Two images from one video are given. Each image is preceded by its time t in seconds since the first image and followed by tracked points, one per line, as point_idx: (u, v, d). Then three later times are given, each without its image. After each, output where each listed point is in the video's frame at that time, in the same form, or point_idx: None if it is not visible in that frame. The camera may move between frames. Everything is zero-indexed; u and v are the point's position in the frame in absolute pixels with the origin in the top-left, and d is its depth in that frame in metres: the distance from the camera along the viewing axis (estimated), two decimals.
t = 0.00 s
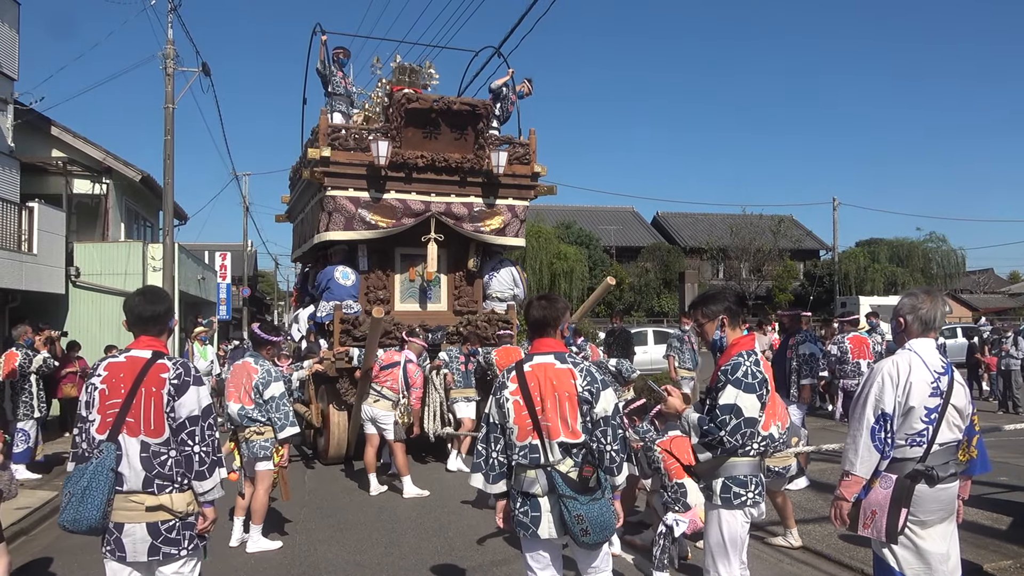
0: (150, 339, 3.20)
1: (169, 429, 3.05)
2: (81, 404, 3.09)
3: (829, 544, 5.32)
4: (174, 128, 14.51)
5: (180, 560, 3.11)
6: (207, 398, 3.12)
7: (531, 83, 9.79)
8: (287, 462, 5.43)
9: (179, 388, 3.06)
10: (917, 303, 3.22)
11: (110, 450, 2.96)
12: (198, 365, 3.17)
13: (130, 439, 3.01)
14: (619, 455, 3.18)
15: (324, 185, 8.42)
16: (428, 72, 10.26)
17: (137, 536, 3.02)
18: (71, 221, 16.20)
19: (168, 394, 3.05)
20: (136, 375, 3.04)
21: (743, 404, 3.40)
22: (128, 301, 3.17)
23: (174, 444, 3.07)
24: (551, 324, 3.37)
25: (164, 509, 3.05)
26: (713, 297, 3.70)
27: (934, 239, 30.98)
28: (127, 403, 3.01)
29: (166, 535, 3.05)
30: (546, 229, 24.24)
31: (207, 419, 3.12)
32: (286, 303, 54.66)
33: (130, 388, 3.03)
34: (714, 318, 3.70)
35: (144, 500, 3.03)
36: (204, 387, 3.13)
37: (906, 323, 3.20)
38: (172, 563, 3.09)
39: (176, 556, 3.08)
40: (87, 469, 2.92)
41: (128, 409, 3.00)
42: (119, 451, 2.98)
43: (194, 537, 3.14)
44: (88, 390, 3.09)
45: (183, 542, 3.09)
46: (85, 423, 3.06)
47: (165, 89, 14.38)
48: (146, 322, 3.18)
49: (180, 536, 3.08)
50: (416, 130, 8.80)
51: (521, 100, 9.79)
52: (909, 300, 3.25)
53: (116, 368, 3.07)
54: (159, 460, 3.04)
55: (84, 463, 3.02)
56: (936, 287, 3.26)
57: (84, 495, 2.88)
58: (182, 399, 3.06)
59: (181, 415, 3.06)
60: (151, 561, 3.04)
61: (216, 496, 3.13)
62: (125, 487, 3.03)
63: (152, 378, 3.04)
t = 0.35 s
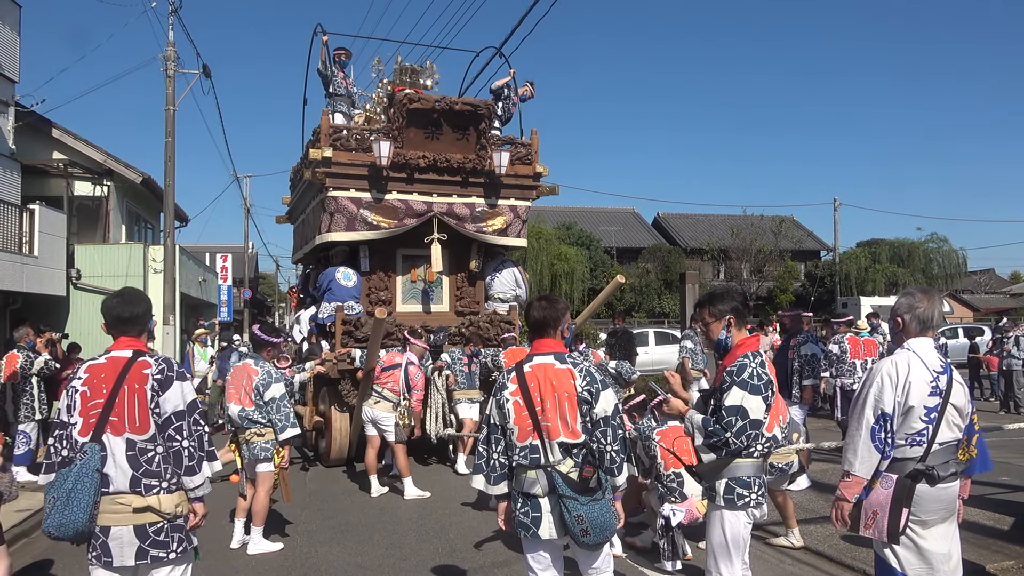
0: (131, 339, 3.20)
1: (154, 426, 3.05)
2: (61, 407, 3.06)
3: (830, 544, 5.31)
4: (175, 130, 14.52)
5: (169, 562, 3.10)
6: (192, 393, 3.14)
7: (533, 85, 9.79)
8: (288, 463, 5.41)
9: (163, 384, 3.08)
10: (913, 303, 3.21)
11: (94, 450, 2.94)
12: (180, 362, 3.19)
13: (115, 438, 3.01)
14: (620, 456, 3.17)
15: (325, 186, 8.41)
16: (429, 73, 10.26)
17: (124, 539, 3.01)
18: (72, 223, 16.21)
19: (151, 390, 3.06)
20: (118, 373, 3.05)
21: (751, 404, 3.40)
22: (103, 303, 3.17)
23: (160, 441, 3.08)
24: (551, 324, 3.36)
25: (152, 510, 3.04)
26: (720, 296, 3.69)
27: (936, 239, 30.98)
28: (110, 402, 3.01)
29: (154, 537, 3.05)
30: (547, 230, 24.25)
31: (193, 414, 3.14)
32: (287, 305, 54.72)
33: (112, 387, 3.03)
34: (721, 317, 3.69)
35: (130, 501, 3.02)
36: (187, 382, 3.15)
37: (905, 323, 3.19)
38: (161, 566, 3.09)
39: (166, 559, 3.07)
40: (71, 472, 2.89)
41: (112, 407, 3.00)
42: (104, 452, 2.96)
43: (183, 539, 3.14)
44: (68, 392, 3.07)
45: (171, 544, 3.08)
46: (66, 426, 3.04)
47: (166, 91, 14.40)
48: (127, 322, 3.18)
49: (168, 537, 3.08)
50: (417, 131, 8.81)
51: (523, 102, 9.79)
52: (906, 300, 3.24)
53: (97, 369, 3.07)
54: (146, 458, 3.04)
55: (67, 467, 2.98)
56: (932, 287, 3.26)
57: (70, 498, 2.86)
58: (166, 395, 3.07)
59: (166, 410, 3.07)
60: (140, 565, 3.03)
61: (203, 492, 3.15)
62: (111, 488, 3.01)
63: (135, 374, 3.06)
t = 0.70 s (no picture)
0: (128, 339, 3.19)
1: (153, 425, 3.05)
2: (59, 408, 3.05)
3: (831, 544, 5.31)
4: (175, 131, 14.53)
5: (171, 562, 3.09)
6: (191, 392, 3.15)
7: (535, 86, 9.79)
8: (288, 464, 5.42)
9: (162, 382, 3.08)
10: (915, 302, 3.20)
11: (93, 452, 2.93)
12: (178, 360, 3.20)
13: (114, 438, 2.99)
14: (621, 456, 3.15)
15: (327, 185, 8.40)
16: (430, 73, 10.25)
17: (125, 540, 3.01)
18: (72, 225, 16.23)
19: (150, 389, 3.06)
20: (116, 373, 3.03)
21: (752, 405, 3.39)
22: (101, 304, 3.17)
23: (159, 440, 3.07)
24: (552, 324, 3.36)
25: (152, 510, 3.04)
26: (722, 296, 3.68)
27: (936, 238, 30.98)
28: (109, 403, 2.99)
29: (156, 537, 3.05)
30: (547, 231, 24.27)
31: (192, 413, 3.15)
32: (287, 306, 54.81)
33: (110, 388, 3.01)
34: (723, 316, 3.69)
35: (130, 502, 3.01)
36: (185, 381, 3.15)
37: (907, 324, 3.18)
38: (164, 566, 3.08)
39: (168, 559, 3.07)
40: (70, 474, 2.88)
41: (110, 408, 2.99)
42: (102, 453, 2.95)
43: (187, 539, 3.12)
44: (66, 394, 3.05)
45: (174, 543, 3.08)
46: (64, 427, 3.02)
47: (166, 92, 14.39)
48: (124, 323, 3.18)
49: (171, 538, 3.07)
50: (419, 130, 8.82)
51: (525, 103, 9.80)
52: (909, 301, 3.23)
53: (93, 369, 3.05)
54: (145, 459, 3.03)
55: (66, 469, 2.96)
56: (935, 286, 3.25)
57: (70, 500, 2.85)
58: (166, 393, 3.08)
59: (166, 409, 3.08)
60: (143, 565, 3.04)
61: (204, 491, 3.15)
62: (111, 489, 3.00)
63: (133, 374, 3.05)
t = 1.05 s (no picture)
0: (151, 340, 3.15)
1: (168, 432, 3.00)
2: (81, 408, 3.04)
3: (827, 542, 5.33)
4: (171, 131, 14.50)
5: (183, 569, 3.05)
6: (209, 399, 3.07)
7: (534, 86, 9.78)
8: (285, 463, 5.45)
9: (180, 389, 3.01)
10: (912, 299, 3.21)
11: (108, 455, 2.93)
12: (199, 365, 3.12)
13: (129, 443, 2.96)
14: (618, 456, 3.14)
15: (325, 183, 8.39)
16: (428, 70, 10.25)
17: (138, 545, 2.99)
18: (68, 224, 16.21)
19: (167, 395, 2.99)
20: (135, 376, 2.99)
21: (748, 404, 3.40)
22: (126, 301, 3.12)
23: (174, 447, 3.02)
24: (550, 324, 3.36)
25: (163, 517, 3.00)
26: (718, 294, 3.70)
27: (932, 236, 31.04)
28: (125, 406, 2.96)
29: (167, 544, 3.02)
30: (544, 230, 24.27)
31: (209, 420, 3.08)
32: (283, 305, 54.76)
33: (129, 391, 2.98)
34: (719, 314, 3.70)
35: (143, 507, 2.99)
36: (204, 387, 3.08)
37: (904, 321, 3.19)
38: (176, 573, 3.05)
39: (179, 566, 3.04)
40: (87, 475, 2.93)
41: (127, 412, 2.96)
42: (118, 456, 2.95)
43: (200, 546, 3.08)
44: (87, 394, 3.03)
45: (186, 551, 3.05)
46: (84, 429, 3.01)
47: (162, 91, 14.36)
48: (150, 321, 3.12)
49: (182, 545, 3.04)
50: (419, 127, 8.78)
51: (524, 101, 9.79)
52: (906, 300, 3.24)
53: (114, 371, 3.01)
54: (158, 465, 2.99)
55: (85, 469, 2.98)
56: (932, 285, 3.26)
57: (85, 502, 2.90)
58: (182, 400, 3.00)
59: (183, 416, 3.01)
60: (155, 570, 3.02)
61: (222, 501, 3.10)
62: (125, 494, 2.99)
63: (151, 379, 3.00)
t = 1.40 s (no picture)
0: (190, 338, 3.06)
1: (194, 434, 2.90)
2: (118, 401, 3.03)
3: (824, 541, 5.35)
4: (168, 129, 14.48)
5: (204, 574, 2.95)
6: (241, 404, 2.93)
7: (536, 82, 9.79)
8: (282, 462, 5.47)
9: (210, 391, 2.90)
10: (908, 300, 3.22)
11: (137, 453, 2.87)
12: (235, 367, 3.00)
13: (156, 442, 2.89)
14: (616, 455, 3.15)
15: (326, 179, 8.38)
16: (428, 67, 10.24)
17: (161, 545, 2.91)
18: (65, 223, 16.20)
19: (197, 397, 2.89)
20: (168, 374, 2.92)
21: (745, 404, 3.42)
22: (172, 295, 3.05)
23: (201, 451, 2.91)
24: (548, 323, 3.36)
25: (186, 519, 2.91)
26: (717, 293, 3.71)
27: (929, 236, 31.11)
28: (156, 404, 2.88)
29: (190, 547, 2.91)
30: (541, 229, 24.28)
31: (240, 426, 2.93)
32: (281, 304, 54.73)
33: (160, 388, 2.90)
34: (718, 313, 3.71)
35: (167, 509, 2.91)
36: (237, 391, 2.95)
37: (900, 321, 3.19)
38: None
39: (201, 570, 2.94)
40: (115, 472, 2.87)
41: (157, 410, 2.88)
42: (146, 455, 2.89)
43: (223, 551, 2.97)
44: (124, 388, 3.01)
45: (208, 555, 2.93)
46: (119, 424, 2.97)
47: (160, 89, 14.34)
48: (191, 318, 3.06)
49: (205, 549, 2.93)
50: (421, 123, 8.80)
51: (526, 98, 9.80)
52: (902, 299, 3.25)
53: (150, 366, 2.96)
54: (184, 467, 2.90)
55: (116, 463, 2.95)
56: (927, 286, 3.28)
57: (111, 499, 2.83)
58: (211, 403, 2.88)
59: (211, 420, 2.89)
60: (177, 573, 2.93)
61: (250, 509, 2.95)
62: (150, 494, 2.91)
63: (183, 379, 2.90)
